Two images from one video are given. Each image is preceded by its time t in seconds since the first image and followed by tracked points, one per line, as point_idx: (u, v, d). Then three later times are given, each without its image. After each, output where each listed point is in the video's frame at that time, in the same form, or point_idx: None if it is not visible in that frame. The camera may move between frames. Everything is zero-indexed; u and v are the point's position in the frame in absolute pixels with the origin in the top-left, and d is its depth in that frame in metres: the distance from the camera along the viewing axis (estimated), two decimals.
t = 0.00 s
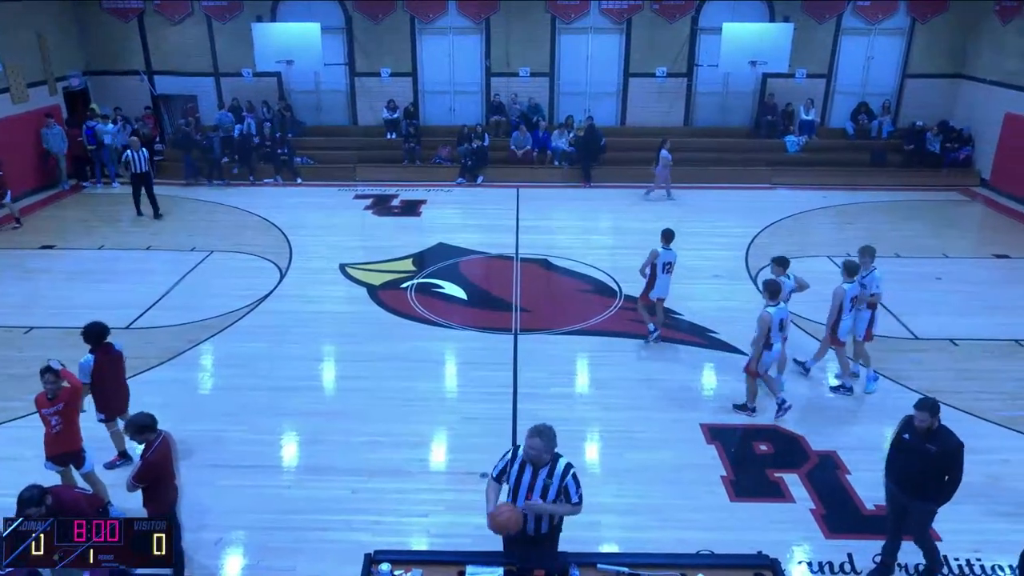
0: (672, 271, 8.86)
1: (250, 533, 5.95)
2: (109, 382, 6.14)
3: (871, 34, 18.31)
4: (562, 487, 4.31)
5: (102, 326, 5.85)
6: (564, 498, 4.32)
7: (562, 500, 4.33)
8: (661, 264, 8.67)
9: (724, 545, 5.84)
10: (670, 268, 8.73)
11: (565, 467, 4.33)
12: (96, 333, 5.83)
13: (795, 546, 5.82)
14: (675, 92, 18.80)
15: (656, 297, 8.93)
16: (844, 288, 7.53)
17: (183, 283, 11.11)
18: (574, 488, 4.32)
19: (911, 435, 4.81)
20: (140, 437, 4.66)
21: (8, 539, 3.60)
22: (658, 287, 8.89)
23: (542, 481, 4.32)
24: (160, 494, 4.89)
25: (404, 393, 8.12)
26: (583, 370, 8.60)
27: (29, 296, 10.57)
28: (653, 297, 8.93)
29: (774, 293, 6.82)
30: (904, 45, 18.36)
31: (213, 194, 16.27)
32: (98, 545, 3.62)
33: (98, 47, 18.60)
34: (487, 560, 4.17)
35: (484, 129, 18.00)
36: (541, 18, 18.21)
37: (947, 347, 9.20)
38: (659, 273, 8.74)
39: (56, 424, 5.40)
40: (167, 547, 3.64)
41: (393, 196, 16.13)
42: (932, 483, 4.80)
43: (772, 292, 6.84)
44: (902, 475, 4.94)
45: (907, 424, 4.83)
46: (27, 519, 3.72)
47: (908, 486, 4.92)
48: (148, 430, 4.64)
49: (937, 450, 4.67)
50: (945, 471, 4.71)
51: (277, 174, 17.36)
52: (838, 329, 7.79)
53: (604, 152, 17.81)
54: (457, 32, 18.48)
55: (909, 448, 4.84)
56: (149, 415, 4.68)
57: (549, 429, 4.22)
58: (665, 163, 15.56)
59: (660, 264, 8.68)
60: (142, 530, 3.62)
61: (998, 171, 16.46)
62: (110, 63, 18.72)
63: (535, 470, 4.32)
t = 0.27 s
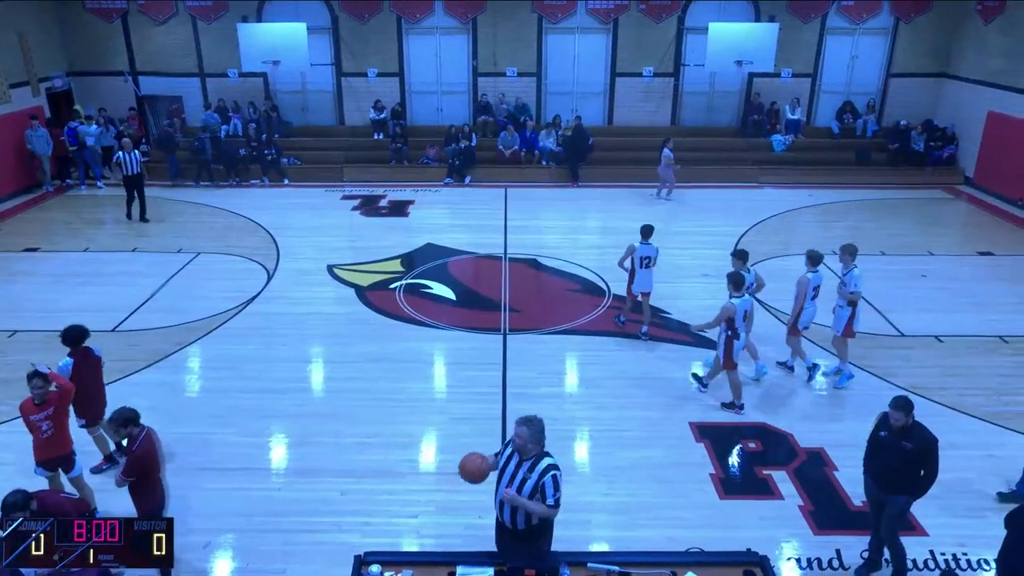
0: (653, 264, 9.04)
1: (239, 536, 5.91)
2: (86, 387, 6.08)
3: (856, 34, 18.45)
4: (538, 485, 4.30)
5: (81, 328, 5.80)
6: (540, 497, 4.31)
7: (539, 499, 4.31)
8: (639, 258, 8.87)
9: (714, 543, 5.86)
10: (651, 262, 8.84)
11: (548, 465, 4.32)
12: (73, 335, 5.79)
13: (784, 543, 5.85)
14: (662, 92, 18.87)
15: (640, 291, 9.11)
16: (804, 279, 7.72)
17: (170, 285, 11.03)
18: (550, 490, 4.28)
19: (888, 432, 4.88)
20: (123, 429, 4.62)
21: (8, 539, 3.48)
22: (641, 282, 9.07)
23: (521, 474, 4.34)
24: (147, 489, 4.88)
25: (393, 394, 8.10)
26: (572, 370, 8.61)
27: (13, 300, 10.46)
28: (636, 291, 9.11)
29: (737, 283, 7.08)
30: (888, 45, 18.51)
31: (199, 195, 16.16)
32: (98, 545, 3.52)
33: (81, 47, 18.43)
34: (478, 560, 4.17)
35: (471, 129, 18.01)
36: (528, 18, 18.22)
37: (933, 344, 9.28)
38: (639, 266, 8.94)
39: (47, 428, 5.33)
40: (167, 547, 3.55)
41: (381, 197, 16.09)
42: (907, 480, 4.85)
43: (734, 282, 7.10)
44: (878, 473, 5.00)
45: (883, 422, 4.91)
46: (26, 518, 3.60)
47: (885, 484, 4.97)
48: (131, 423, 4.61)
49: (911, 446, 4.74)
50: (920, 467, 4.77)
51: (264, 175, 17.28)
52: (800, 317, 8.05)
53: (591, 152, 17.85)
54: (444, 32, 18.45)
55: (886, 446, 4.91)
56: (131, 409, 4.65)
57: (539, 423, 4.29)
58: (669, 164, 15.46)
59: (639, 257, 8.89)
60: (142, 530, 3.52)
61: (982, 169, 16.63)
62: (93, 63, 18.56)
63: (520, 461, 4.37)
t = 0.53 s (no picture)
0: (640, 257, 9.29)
1: (237, 536, 5.91)
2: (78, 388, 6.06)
3: (853, 34, 18.47)
4: (518, 475, 4.41)
5: (75, 327, 5.81)
6: (519, 487, 4.42)
7: (519, 489, 4.43)
8: (625, 251, 9.19)
9: (712, 542, 5.86)
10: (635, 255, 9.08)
11: (530, 458, 4.39)
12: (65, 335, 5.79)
13: (782, 542, 5.86)
14: (659, 92, 18.88)
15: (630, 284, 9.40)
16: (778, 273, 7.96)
17: (167, 285, 11.01)
18: (528, 483, 4.37)
19: (877, 435, 4.91)
20: (111, 428, 4.57)
21: (8, 540, 3.42)
22: (630, 274, 9.36)
23: (506, 462, 4.50)
24: (150, 483, 4.88)
25: (392, 394, 8.10)
26: (570, 370, 8.62)
27: (10, 300, 10.44)
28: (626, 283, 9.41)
29: (713, 275, 7.43)
30: (885, 44, 18.54)
31: (197, 195, 16.14)
32: (98, 545, 3.49)
33: (78, 48, 18.40)
34: (477, 560, 4.16)
35: (469, 129, 18.01)
36: (526, 18, 18.22)
37: (930, 343, 9.29)
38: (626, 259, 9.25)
39: (53, 431, 5.30)
40: (167, 547, 3.53)
41: (379, 197, 16.08)
42: (896, 482, 4.89)
43: (711, 274, 7.43)
44: (868, 475, 5.03)
45: (874, 424, 4.93)
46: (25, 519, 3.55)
47: (875, 486, 5.00)
48: (120, 419, 4.59)
49: (901, 449, 4.78)
50: (909, 470, 4.82)
51: (261, 175, 17.27)
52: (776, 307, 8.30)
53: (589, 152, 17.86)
54: (442, 32, 18.44)
55: (876, 448, 4.94)
56: (118, 405, 4.62)
57: (532, 413, 4.39)
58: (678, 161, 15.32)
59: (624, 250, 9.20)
60: (142, 530, 3.50)
61: (978, 168, 16.66)
62: (90, 63, 18.52)
63: (511, 450, 4.51)
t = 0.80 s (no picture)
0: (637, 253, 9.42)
1: (238, 536, 5.91)
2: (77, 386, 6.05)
3: (854, 34, 18.46)
4: (503, 458, 4.62)
5: (75, 325, 5.83)
6: (502, 468, 4.64)
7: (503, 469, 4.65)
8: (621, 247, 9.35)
9: (713, 543, 5.86)
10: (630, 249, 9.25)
11: (516, 445, 4.55)
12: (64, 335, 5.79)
13: (782, 542, 5.86)
14: (660, 92, 18.88)
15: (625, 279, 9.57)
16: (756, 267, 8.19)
17: (169, 285, 11.02)
18: (509, 468, 4.58)
19: (871, 440, 4.87)
20: (118, 426, 4.59)
21: (8, 539, 3.35)
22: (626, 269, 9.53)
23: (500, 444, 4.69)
24: (151, 487, 4.90)
25: (393, 394, 8.10)
26: (571, 370, 8.62)
27: (11, 300, 10.45)
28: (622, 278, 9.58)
29: (692, 268, 7.41)
30: (886, 44, 18.53)
31: (198, 195, 16.16)
32: (98, 545, 3.40)
33: (80, 48, 18.42)
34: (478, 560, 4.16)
35: (470, 129, 18.03)
36: (527, 18, 18.23)
37: (931, 343, 9.29)
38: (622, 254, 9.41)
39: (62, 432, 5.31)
40: (168, 548, 3.45)
41: (380, 197, 16.09)
42: (884, 490, 4.88)
43: (690, 268, 7.42)
44: (857, 480, 5.00)
45: (868, 430, 4.89)
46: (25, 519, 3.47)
47: (862, 491, 4.98)
48: (127, 419, 4.60)
49: (891, 458, 4.76)
50: (898, 479, 4.80)
51: (263, 175, 17.29)
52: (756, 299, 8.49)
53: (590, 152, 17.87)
54: (443, 32, 18.44)
55: (867, 453, 4.91)
56: (127, 404, 4.65)
57: (528, 404, 4.51)
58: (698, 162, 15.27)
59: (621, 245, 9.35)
60: (143, 530, 3.43)
61: (980, 168, 16.64)
62: (91, 64, 18.54)
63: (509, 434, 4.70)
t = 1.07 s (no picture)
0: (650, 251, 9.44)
1: (247, 534, 5.94)
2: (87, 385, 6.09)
3: (867, 34, 18.35)
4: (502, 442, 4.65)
5: (83, 323, 5.87)
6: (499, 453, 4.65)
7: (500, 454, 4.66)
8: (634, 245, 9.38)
9: (721, 545, 5.84)
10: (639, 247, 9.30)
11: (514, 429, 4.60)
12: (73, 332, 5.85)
13: (792, 545, 5.83)
14: (671, 92, 18.83)
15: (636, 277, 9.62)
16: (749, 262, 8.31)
17: (179, 283, 11.08)
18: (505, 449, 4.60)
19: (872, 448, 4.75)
20: (137, 425, 4.63)
21: (9, 540, 3.44)
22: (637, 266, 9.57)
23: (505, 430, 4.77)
24: (161, 490, 4.88)
25: (402, 394, 8.11)
26: (579, 370, 8.61)
27: (24, 298, 10.54)
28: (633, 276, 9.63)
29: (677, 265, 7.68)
30: (899, 45, 18.41)
31: (209, 194, 16.24)
32: (98, 545, 3.53)
33: (92, 48, 18.55)
34: (485, 559, 4.16)
35: (480, 129, 18.03)
36: (537, 18, 18.22)
37: (943, 346, 9.22)
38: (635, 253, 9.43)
39: (74, 430, 5.35)
40: (167, 547, 3.61)
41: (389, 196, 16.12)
42: (888, 499, 4.75)
43: (675, 265, 7.68)
44: (860, 489, 4.89)
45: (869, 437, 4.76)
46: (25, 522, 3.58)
47: (865, 499, 4.87)
48: (147, 418, 4.65)
49: (891, 466, 4.64)
50: (901, 487, 4.68)
51: (273, 175, 17.35)
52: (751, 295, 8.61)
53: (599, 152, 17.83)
54: (453, 32, 18.46)
55: (868, 461, 4.79)
56: (148, 405, 4.69)
57: (531, 393, 4.56)
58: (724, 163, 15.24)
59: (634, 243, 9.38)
60: (142, 530, 3.57)
61: (993, 170, 16.50)
62: (105, 63, 18.68)
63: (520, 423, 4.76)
